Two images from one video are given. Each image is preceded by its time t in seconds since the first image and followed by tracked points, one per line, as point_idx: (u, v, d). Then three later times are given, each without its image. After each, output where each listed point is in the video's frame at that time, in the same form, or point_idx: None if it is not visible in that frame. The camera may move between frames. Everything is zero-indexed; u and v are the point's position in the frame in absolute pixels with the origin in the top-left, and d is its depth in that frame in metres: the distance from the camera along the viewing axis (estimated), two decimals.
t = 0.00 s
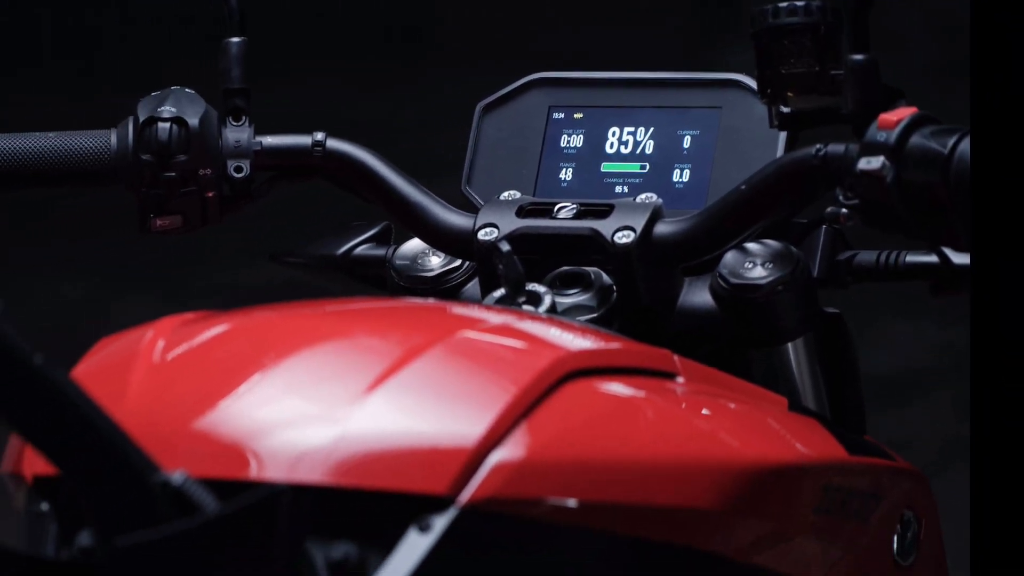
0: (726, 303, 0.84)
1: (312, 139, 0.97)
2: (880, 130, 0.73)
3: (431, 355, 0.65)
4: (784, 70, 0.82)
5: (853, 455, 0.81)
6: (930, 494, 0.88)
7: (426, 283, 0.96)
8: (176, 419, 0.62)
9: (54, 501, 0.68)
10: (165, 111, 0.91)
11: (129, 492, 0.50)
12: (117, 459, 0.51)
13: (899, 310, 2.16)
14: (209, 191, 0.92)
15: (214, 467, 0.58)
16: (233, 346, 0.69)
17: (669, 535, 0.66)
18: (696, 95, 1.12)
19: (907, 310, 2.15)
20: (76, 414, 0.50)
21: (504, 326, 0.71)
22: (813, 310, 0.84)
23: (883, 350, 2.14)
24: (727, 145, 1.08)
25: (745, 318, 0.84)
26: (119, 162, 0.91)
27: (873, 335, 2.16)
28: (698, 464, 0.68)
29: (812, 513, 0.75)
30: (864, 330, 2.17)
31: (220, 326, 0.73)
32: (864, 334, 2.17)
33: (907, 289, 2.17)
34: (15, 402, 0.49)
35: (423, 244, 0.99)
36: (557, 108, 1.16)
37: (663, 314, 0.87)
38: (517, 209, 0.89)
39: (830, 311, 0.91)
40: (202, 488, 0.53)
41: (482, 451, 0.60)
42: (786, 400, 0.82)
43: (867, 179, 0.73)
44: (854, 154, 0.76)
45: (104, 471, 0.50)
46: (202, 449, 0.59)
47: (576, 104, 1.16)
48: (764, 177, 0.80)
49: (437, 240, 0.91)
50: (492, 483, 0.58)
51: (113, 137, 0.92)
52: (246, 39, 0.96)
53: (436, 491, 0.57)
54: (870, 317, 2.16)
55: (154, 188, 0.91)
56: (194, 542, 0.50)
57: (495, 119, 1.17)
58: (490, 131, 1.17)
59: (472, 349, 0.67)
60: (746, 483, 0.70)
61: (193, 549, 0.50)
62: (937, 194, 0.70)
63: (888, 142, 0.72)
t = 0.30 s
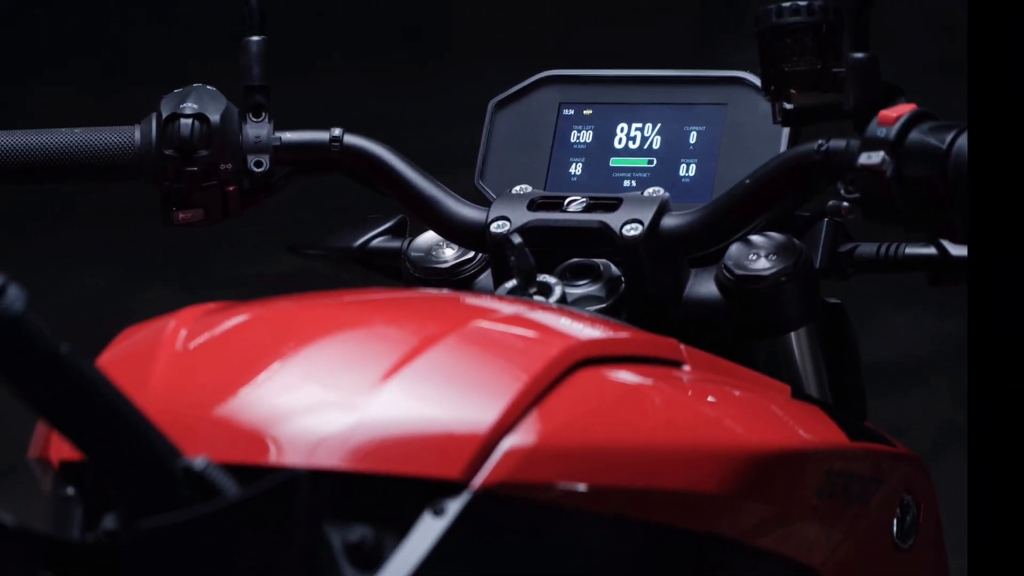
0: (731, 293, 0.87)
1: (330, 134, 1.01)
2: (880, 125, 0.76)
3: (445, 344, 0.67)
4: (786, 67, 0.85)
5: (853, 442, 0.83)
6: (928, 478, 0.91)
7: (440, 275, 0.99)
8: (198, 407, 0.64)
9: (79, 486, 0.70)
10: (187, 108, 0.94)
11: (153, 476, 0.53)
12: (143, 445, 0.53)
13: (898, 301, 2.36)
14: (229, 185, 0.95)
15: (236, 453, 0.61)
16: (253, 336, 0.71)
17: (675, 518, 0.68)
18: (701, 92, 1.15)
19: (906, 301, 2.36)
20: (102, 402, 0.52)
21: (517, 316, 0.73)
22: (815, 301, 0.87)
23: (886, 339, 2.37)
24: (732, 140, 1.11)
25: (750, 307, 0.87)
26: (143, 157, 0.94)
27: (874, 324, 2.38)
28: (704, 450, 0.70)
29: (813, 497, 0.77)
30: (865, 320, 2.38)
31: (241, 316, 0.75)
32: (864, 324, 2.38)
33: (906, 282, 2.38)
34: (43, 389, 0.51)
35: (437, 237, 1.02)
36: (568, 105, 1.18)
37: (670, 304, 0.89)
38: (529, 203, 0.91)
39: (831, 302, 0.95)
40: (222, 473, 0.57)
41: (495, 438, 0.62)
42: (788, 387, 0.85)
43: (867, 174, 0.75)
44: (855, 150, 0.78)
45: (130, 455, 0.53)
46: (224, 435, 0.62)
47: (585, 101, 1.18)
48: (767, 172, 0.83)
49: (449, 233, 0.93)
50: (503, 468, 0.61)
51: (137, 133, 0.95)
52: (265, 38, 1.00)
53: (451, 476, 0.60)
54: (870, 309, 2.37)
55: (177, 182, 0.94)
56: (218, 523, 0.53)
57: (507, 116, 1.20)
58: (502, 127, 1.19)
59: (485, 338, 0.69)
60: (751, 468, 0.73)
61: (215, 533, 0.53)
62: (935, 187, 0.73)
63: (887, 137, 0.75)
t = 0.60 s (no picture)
0: (736, 285, 0.91)
1: (347, 130, 1.04)
2: (880, 122, 0.78)
3: (458, 332, 0.69)
4: (789, 65, 0.91)
5: (855, 429, 0.85)
6: (926, 464, 0.94)
7: (452, 266, 1.01)
8: (218, 394, 0.67)
9: (104, 470, 0.73)
10: (208, 105, 0.97)
11: (177, 460, 0.56)
12: (164, 430, 0.56)
13: (896, 289, 2.89)
14: (248, 179, 0.99)
15: (254, 439, 0.63)
16: (272, 326, 0.73)
17: (681, 502, 0.71)
18: (707, 89, 1.17)
19: (902, 287, 2.89)
20: (123, 388, 0.55)
21: (527, 307, 0.75)
22: (815, 291, 0.92)
23: (882, 322, 2.89)
24: (737, 136, 1.13)
25: (754, 298, 0.91)
26: (166, 151, 0.98)
27: (872, 308, 2.90)
28: (709, 436, 0.72)
29: (816, 482, 0.80)
30: (866, 306, 2.90)
31: (261, 306, 0.78)
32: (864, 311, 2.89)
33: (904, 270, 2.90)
34: (72, 373, 0.54)
35: (450, 230, 1.05)
36: (577, 102, 1.21)
37: (676, 295, 0.92)
38: (539, 197, 0.94)
39: (831, 291, 1.00)
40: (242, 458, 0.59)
41: (507, 425, 0.64)
42: (790, 375, 0.87)
43: (867, 168, 0.77)
44: (855, 146, 0.80)
45: (153, 439, 0.56)
46: (242, 421, 0.64)
47: (595, 97, 1.21)
48: (770, 167, 0.85)
49: (461, 226, 0.96)
50: (514, 454, 0.63)
51: (159, 129, 0.99)
52: (284, 36, 1.03)
53: (463, 461, 0.62)
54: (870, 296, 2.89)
55: (198, 176, 0.98)
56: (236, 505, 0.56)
57: (518, 112, 1.22)
58: (513, 123, 1.22)
59: (498, 327, 0.71)
60: (754, 453, 0.75)
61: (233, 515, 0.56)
62: (934, 181, 0.75)
63: (887, 133, 0.77)
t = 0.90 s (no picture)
0: (741, 276, 0.93)
1: (362, 126, 1.08)
2: (881, 118, 0.80)
3: (471, 323, 0.72)
4: (792, 63, 0.94)
5: (855, 417, 0.88)
6: (926, 449, 0.97)
7: (464, 259, 1.04)
8: (239, 383, 0.69)
9: (128, 457, 0.76)
10: (228, 102, 1.01)
11: (198, 447, 0.59)
12: (186, 419, 0.59)
13: (895, 281, 3.04)
14: (267, 174, 1.03)
15: (274, 427, 0.66)
16: (290, 317, 0.75)
17: (688, 488, 0.73)
18: (712, 87, 1.20)
19: (901, 280, 3.04)
20: (146, 378, 0.58)
21: (538, 298, 0.78)
22: (818, 283, 0.94)
23: (882, 313, 3.01)
24: (741, 132, 1.16)
25: (759, 288, 0.92)
26: (187, 147, 1.02)
27: (872, 300, 3.02)
28: (715, 423, 0.75)
29: (818, 468, 0.82)
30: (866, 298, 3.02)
31: (279, 298, 0.80)
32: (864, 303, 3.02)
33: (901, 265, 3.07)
34: (96, 363, 0.56)
35: (463, 223, 1.07)
36: (586, 99, 1.23)
37: (682, 287, 0.94)
38: (549, 190, 0.97)
39: (834, 283, 1.03)
40: (261, 445, 0.61)
41: (518, 413, 0.66)
42: (794, 364, 0.90)
43: (867, 163, 0.80)
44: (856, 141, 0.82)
45: (176, 427, 0.59)
46: (263, 409, 0.67)
47: (603, 95, 1.23)
48: (774, 162, 0.87)
49: (474, 219, 0.99)
50: (525, 441, 0.66)
51: (180, 125, 1.03)
52: (300, 35, 1.07)
53: (475, 448, 0.64)
54: (870, 289, 3.03)
55: (218, 171, 1.02)
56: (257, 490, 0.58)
57: (529, 109, 1.25)
58: (523, 119, 1.24)
59: (509, 318, 0.73)
60: (758, 440, 0.77)
61: (255, 499, 0.59)
62: (932, 175, 0.77)
63: (887, 129, 0.79)
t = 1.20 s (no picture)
0: (746, 268, 0.95)
1: (377, 122, 1.10)
2: (880, 115, 0.82)
3: (482, 314, 0.74)
4: (795, 62, 0.97)
5: (855, 404, 0.90)
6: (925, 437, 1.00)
7: (476, 252, 1.07)
8: (257, 372, 0.72)
9: (148, 444, 0.78)
10: (246, 99, 1.05)
11: (218, 437, 0.62)
12: (206, 408, 0.62)
13: (894, 272, 2.98)
14: (284, 168, 1.06)
15: (291, 414, 0.68)
16: (307, 308, 0.78)
17: (693, 475, 0.76)
18: (717, 84, 1.22)
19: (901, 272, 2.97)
20: (167, 368, 0.61)
21: (547, 290, 0.80)
22: (821, 276, 0.96)
23: (881, 305, 2.97)
24: (746, 127, 1.19)
25: (763, 281, 0.95)
26: (206, 142, 1.05)
27: (871, 291, 2.98)
28: (720, 410, 0.77)
29: (819, 455, 0.85)
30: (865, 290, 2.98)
31: (296, 289, 0.83)
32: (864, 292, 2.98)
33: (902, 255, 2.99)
34: (120, 354, 0.59)
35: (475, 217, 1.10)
36: (595, 96, 1.26)
37: (687, 280, 0.97)
38: (558, 185, 1.00)
39: (834, 275, 1.06)
40: (279, 433, 0.64)
41: (528, 401, 0.69)
42: (797, 354, 0.92)
43: (868, 158, 0.82)
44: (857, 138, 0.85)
45: (198, 417, 0.62)
46: (280, 397, 0.69)
47: (611, 92, 1.26)
48: (778, 157, 0.90)
49: (485, 213, 1.01)
50: (535, 428, 0.68)
51: (199, 121, 1.06)
52: (317, 34, 1.09)
53: (487, 436, 0.67)
54: (870, 280, 2.98)
55: (236, 166, 1.05)
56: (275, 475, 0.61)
57: (539, 105, 1.27)
58: (534, 115, 1.27)
59: (519, 309, 0.76)
60: (761, 428, 0.80)
61: (272, 482, 0.61)
62: (931, 170, 0.79)
63: (886, 125, 0.82)
